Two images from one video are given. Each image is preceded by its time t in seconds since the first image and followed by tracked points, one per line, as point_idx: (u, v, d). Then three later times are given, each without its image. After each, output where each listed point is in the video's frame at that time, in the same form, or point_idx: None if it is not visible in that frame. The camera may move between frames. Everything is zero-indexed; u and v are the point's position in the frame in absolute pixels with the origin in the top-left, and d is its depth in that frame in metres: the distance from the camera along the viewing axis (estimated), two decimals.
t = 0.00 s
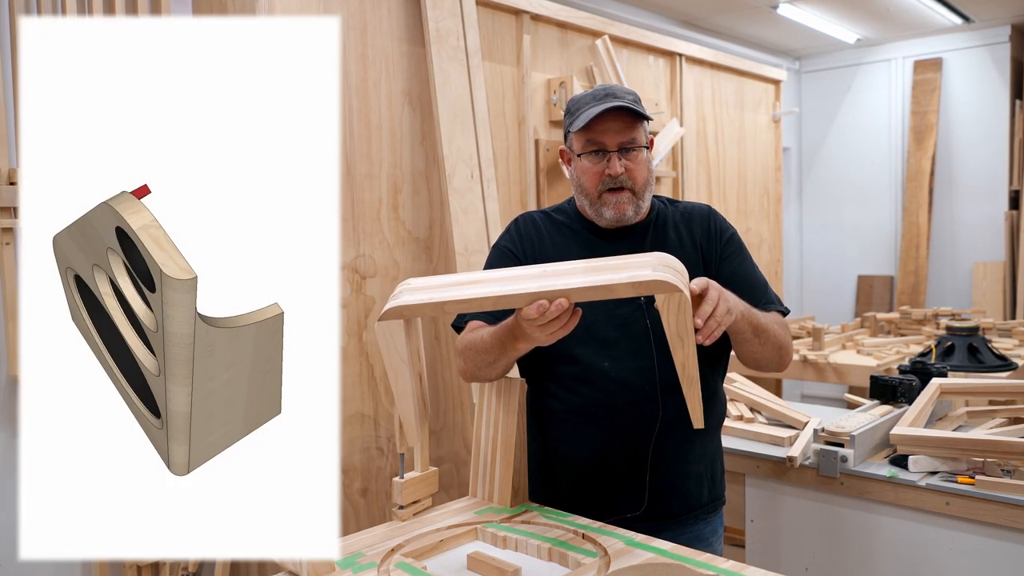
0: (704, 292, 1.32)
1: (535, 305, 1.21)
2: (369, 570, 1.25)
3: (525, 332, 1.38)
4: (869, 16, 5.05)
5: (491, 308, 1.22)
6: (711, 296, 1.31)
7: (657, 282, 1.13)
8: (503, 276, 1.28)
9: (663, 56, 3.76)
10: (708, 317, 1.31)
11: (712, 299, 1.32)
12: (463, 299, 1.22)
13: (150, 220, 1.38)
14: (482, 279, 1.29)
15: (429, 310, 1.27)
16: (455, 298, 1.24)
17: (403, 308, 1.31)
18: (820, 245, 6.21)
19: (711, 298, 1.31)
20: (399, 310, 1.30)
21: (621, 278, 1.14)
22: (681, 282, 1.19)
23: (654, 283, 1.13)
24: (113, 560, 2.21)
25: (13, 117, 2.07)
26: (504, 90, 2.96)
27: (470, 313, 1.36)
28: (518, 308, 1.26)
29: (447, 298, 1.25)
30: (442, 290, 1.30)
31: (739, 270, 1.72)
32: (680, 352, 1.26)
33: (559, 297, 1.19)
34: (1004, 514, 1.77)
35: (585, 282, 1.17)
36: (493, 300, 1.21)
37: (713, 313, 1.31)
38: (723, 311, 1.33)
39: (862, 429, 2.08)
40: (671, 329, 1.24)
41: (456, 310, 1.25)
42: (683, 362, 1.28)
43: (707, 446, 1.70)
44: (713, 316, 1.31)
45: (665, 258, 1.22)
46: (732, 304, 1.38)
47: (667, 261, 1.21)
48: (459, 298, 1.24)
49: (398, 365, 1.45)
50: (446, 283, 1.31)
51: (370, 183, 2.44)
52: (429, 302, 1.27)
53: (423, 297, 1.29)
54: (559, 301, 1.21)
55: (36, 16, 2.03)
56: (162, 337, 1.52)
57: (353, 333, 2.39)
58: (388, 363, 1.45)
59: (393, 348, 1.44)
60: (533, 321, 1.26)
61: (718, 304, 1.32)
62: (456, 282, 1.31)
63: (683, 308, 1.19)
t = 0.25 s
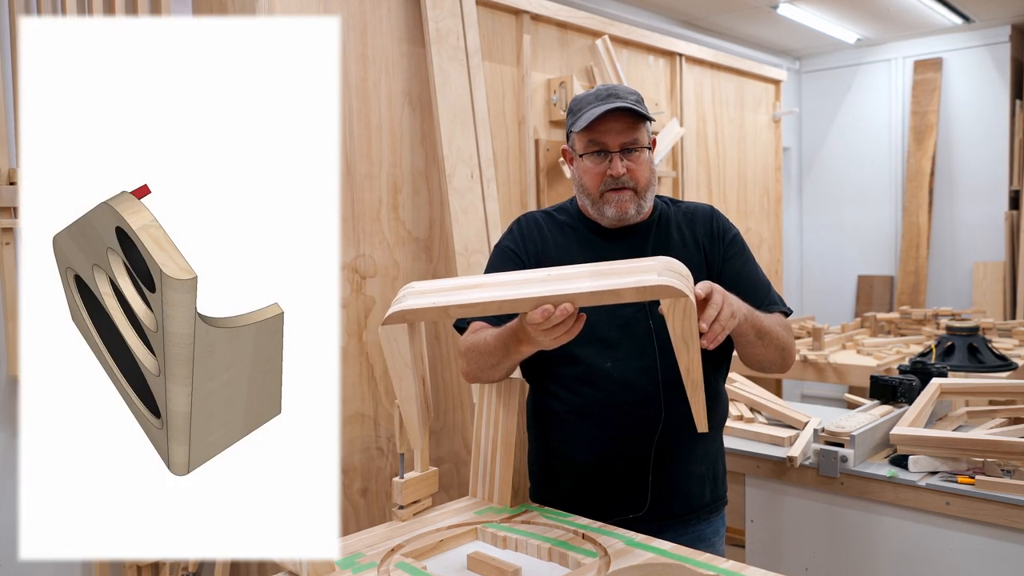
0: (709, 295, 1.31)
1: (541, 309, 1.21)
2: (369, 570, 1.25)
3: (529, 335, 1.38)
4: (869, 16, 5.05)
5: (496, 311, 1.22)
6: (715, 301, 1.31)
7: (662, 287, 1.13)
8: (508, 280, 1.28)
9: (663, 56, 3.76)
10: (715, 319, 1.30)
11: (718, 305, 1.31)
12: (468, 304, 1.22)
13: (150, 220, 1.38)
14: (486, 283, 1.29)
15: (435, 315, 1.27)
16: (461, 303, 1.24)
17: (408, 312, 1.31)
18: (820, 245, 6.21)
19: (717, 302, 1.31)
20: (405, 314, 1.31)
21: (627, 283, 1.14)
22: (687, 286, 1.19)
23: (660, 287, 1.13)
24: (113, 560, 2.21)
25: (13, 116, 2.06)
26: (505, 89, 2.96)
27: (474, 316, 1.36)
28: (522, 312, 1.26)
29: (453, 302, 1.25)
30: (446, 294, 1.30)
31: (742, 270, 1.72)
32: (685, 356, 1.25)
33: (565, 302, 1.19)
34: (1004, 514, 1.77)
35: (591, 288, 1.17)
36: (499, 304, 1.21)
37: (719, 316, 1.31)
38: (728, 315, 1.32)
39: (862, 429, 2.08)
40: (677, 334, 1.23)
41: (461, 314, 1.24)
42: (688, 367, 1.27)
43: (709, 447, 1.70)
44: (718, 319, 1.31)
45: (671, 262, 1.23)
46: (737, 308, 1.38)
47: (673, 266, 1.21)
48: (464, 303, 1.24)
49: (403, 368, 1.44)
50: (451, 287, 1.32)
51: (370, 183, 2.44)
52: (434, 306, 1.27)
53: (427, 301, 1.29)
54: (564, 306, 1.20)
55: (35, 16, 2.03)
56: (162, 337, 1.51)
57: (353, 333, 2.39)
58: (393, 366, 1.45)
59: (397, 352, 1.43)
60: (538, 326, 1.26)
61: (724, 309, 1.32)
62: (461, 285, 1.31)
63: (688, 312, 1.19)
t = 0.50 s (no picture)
0: (713, 298, 1.31)
1: (546, 308, 1.21)
2: (369, 570, 1.25)
3: (532, 336, 1.38)
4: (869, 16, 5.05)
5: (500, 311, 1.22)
6: (719, 304, 1.31)
7: (667, 287, 1.14)
8: (512, 280, 1.28)
9: (663, 56, 3.76)
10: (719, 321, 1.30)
11: (722, 308, 1.31)
12: (473, 302, 1.22)
13: (150, 219, 1.38)
14: (489, 283, 1.29)
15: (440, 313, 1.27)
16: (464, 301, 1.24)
17: (412, 310, 1.31)
18: (820, 245, 6.21)
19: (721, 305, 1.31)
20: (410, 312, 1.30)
21: (633, 283, 1.14)
22: (691, 287, 1.19)
23: (666, 287, 1.14)
24: (113, 560, 2.21)
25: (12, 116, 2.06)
26: (505, 90, 2.96)
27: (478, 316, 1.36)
28: (527, 311, 1.26)
29: (458, 301, 1.25)
30: (450, 293, 1.30)
31: (745, 271, 1.72)
32: (690, 359, 1.25)
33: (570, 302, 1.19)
34: (1004, 514, 1.77)
35: (596, 287, 1.17)
36: (503, 304, 1.21)
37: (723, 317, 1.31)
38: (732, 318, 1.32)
39: (862, 429, 2.08)
40: (681, 335, 1.23)
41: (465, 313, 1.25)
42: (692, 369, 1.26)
43: (710, 447, 1.70)
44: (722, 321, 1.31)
45: (675, 263, 1.23)
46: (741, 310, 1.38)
47: (678, 266, 1.21)
48: (470, 302, 1.24)
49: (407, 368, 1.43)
50: (456, 286, 1.31)
51: (370, 183, 2.44)
52: (439, 305, 1.27)
53: (432, 299, 1.29)
54: (568, 305, 1.20)
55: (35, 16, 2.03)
56: (162, 337, 1.51)
57: (353, 333, 2.39)
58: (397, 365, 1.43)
59: (401, 351, 1.41)
60: (542, 325, 1.25)
61: (728, 312, 1.32)
62: (466, 285, 1.31)
63: (693, 313, 1.19)
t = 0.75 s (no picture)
0: (717, 303, 1.31)
1: (551, 311, 1.21)
2: (369, 570, 1.25)
3: (534, 339, 1.37)
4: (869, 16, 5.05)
5: (503, 313, 1.22)
6: (723, 308, 1.31)
7: (671, 291, 1.13)
8: (515, 283, 1.28)
9: (663, 56, 3.76)
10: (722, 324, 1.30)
11: (725, 312, 1.31)
12: (477, 305, 1.22)
13: (149, 219, 1.38)
14: (492, 285, 1.28)
15: (442, 315, 1.27)
16: (467, 304, 1.24)
17: (415, 312, 1.31)
18: (821, 245, 6.20)
19: (725, 309, 1.31)
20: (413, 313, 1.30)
21: (637, 287, 1.14)
22: (695, 291, 1.19)
23: (668, 292, 1.13)
24: (113, 560, 2.21)
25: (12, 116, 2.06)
26: (504, 90, 2.96)
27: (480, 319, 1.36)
28: (530, 314, 1.26)
29: (461, 303, 1.24)
30: (453, 295, 1.30)
31: (747, 272, 1.72)
32: (692, 364, 1.25)
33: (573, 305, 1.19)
34: (1005, 514, 1.77)
35: (600, 291, 1.17)
36: (506, 306, 1.21)
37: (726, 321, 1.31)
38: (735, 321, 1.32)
39: (863, 429, 2.07)
40: (684, 339, 1.23)
41: (468, 316, 1.25)
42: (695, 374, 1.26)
43: (712, 448, 1.70)
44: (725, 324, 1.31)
45: (679, 267, 1.23)
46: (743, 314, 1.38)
47: (681, 271, 1.21)
48: (473, 304, 1.23)
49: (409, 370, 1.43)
50: (459, 289, 1.31)
51: (370, 183, 2.44)
52: (442, 307, 1.26)
53: (435, 301, 1.28)
54: (572, 308, 1.20)
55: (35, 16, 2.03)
56: (162, 337, 1.51)
57: (353, 333, 2.39)
58: (399, 367, 1.43)
59: (404, 354, 1.42)
60: (545, 328, 1.25)
61: (731, 315, 1.32)
62: (469, 288, 1.30)
63: (696, 318, 1.19)
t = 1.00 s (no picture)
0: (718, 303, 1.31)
1: (552, 312, 1.21)
2: (369, 570, 1.25)
3: (535, 340, 1.37)
4: (869, 16, 5.05)
5: (504, 315, 1.22)
6: (724, 309, 1.31)
7: (672, 293, 1.13)
8: (516, 285, 1.28)
9: (663, 56, 3.76)
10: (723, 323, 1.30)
11: (727, 312, 1.31)
12: (478, 307, 1.22)
13: (150, 220, 1.38)
14: (494, 287, 1.28)
15: (443, 318, 1.27)
16: (468, 306, 1.23)
17: (416, 314, 1.30)
18: (820, 245, 6.20)
19: (726, 309, 1.30)
20: (413, 315, 1.30)
21: (638, 288, 1.14)
22: (696, 292, 1.19)
23: (669, 293, 1.13)
24: (113, 560, 2.20)
25: (12, 116, 2.06)
26: (504, 89, 2.96)
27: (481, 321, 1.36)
28: (531, 316, 1.26)
29: (462, 304, 1.24)
30: (455, 296, 1.30)
31: (748, 272, 1.72)
32: (693, 364, 1.25)
33: (574, 306, 1.19)
34: (1004, 514, 1.77)
35: (601, 292, 1.17)
36: (508, 308, 1.21)
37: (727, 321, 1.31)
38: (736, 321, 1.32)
39: (863, 429, 2.07)
40: (685, 340, 1.23)
41: (468, 318, 1.24)
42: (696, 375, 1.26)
43: (713, 449, 1.70)
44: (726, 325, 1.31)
45: (680, 268, 1.23)
46: (745, 315, 1.38)
47: (682, 272, 1.21)
48: (473, 306, 1.23)
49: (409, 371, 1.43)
50: (459, 291, 1.31)
51: (370, 183, 2.44)
52: (442, 309, 1.26)
53: (435, 303, 1.28)
54: (573, 310, 1.20)
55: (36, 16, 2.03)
56: (162, 337, 1.51)
57: (353, 333, 2.39)
58: (399, 368, 1.43)
59: (404, 356, 1.42)
60: (546, 329, 1.25)
61: (732, 315, 1.32)
62: (470, 290, 1.30)
63: (698, 319, 1.19)
